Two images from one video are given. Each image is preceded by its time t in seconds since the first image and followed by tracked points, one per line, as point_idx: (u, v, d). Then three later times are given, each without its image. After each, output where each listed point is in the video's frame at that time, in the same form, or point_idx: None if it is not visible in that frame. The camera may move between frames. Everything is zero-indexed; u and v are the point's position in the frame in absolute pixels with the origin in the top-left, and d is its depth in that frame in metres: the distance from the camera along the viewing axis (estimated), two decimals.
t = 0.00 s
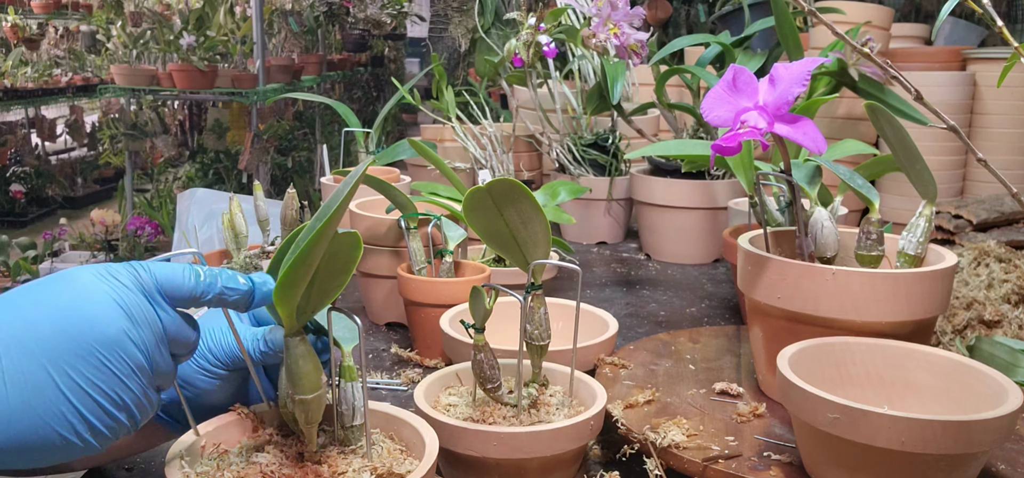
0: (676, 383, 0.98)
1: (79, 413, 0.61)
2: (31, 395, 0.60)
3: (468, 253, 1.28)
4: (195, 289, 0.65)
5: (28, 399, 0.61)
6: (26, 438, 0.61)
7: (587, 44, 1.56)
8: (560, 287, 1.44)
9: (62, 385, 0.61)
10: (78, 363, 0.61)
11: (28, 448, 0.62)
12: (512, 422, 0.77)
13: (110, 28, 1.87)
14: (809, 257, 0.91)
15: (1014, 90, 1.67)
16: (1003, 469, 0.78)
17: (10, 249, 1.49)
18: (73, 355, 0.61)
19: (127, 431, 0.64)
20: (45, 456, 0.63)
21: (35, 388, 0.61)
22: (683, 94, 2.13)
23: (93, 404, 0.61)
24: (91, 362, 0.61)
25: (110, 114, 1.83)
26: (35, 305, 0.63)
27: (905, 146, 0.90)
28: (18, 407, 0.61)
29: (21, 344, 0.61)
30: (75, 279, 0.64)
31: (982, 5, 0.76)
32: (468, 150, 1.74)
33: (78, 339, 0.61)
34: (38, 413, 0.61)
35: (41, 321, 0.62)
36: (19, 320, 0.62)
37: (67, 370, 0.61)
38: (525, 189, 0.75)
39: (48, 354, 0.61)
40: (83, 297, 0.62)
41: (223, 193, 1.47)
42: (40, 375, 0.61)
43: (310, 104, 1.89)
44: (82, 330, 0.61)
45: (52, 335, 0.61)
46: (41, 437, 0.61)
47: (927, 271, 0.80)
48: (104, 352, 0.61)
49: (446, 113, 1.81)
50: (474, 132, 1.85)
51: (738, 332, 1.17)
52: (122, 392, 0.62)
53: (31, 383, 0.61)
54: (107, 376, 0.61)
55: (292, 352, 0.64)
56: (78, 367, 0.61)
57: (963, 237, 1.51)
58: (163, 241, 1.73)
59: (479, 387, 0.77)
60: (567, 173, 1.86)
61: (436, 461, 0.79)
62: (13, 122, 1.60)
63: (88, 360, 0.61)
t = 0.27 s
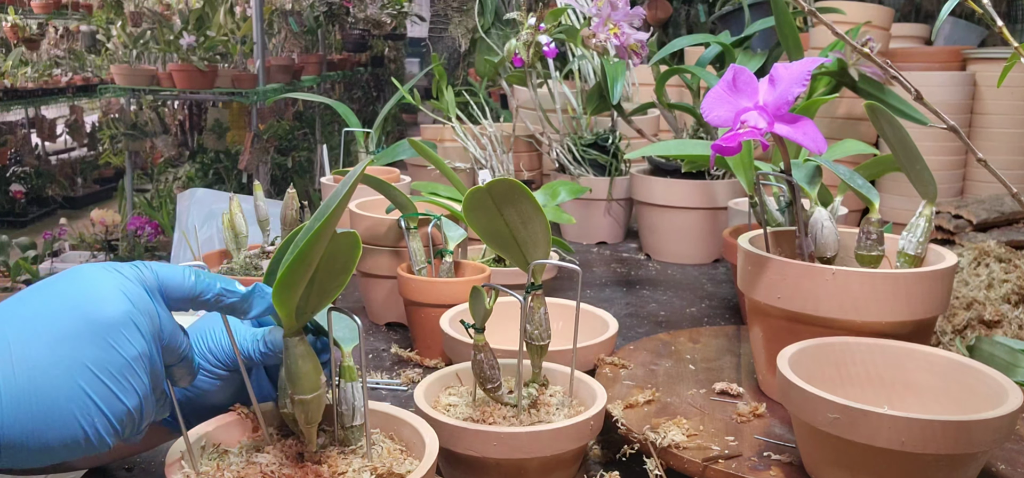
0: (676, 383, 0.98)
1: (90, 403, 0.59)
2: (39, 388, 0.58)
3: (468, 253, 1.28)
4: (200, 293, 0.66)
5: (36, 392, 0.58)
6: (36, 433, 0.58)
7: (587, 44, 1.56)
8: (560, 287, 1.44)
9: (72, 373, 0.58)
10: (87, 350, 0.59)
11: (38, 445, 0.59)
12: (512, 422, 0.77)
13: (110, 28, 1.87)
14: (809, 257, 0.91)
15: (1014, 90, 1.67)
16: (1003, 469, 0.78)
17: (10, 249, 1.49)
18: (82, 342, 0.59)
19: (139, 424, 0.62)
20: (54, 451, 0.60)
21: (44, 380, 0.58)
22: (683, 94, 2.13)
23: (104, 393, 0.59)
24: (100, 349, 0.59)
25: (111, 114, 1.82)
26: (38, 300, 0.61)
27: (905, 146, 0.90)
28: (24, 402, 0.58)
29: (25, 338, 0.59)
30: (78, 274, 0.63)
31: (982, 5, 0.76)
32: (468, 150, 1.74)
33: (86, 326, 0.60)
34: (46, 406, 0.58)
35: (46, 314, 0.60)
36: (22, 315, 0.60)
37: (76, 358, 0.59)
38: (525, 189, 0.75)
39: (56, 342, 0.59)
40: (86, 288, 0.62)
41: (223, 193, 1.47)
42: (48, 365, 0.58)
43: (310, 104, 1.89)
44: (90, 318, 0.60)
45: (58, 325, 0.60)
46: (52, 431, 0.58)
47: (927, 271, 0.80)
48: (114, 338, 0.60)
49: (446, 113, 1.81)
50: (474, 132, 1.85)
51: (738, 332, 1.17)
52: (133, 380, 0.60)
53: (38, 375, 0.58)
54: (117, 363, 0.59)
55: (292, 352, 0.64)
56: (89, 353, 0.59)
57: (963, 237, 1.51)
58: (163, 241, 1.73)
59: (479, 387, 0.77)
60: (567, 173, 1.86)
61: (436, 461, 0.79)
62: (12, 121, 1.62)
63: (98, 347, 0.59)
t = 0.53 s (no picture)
0: (676, 383, 0.98)
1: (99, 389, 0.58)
2: (52, 382, 0.58)
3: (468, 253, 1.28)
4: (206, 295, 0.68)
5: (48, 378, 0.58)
6: (46, 424, 0.58)
7: (587, 44, 1.56)
8: (560, 286, 1.44)
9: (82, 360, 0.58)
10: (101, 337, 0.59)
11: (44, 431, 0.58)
12: (512, 422, 0.77)
13: (110, 28, 1.88)
14: (809, 257, 0.91)
15: (1014, 90, 1.67)
16: (1003, 469, 0.78)
17: (10, 249, 1.49)
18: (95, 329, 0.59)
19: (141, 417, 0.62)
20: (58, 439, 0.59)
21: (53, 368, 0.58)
22: (683, 94, 2.13)
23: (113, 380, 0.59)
24: (112, 344, 0.59)
25: (110, 114, 1.82)
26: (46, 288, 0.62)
27: (905, 146, 0.90)
28: (37, 395, 0.58)
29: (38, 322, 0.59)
30: (86, 270, 0.64)
31: (982, 5, 0.76)
32: (468, 150, 1.74)
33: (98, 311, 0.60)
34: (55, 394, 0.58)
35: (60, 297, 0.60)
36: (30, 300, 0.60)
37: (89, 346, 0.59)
38: (525, 189, 0.75)
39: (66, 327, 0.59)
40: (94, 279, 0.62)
41: (223, 193, 1.47)
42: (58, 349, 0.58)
43: (310, 104, 1.89)
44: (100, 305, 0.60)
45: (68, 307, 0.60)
46: (63, 423, 0.58)
47: (927, 271, 0.80)
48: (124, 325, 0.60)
49: (447, 113, 1.81)
50: (474, 132, 1.85)
51: (738, 332, 1.17)
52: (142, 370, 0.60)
53: (51, 368, 0.58)
54: (129, 354, 0.60)
55: (291, 352, 0.64)
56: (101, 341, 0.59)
57: (963, 237, 1.51)
58: (163, 241, 1.74)
59: (479, 387, 0.77)
60: (567, 173, 1.86)
61: (436, 461, 0.79)
62: (13, 122, 1.60)
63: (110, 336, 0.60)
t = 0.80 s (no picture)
0: (676, 383, 0.98)
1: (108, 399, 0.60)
2: (61, 386, 0.59)
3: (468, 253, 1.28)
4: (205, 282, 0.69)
5: (57, 391, 0.59)
6: (54, 426, 0.59)
7: (587, 44, 1.56)
8: (560, 287, 1.44)
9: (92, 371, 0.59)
10: (110, 351, 0.60)
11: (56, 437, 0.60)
12: (512, 422, 0.77)
13: (110, 28, 1.88)
14: (809, 257, 0.91)
15: (1014, 90, 1.67)
16: (1003, 469, 0.78)
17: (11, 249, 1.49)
18: (105, 340, 0.60)
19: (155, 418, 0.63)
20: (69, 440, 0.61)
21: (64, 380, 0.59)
22: (683, 94, 2.13)
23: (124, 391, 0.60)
24: (125, 348, 0.60)
25: (110, 114, 1.82)
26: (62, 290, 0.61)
27: (905, 146, 0.90)
28: (52, 398, 0.59)
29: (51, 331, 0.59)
30: (96, 268, 0.63)
31: (982, 5, 0.76)
32: (468, 150, 1.74)
33: (109, 325, 0.60)
34: (66, 405, 0.59)
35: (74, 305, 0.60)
36: (44, 306, 0.60)
37: (99, 357, 0.59)
38: (525, 189, 0.75)
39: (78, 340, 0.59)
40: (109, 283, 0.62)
41: (223, 193, 1.48)
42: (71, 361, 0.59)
43: (310, 104, 1.89)
44: (114, 316, 0.60)
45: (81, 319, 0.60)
46: (70, 423, 0.59)
47: (927, 271, 0.80)
48: (136, 337, 0.60)
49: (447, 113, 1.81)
50: (474, 132, 1.85)
51: (738, 332, 1.17)
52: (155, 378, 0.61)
53: (61, 372, 0.59)
54: (140, 363, 0.60)
55: (289, 352, 0.64)
56: (111, 353, 0.60)
57: (963, 237, 1.51)
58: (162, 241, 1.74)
59: (479, 387, 0.77)
60: (567, 173, 1.86)
61: (436, 461, 0.79)
62: (12, 121, 1.60)
63: (121, 347, 0.60)
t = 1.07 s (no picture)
0: (676, 383, 0.98)
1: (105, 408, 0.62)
2: (58, 394, 0.62)
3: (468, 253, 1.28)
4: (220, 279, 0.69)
5: (55, 400, 0.62)
6: (53, 429, 0.63)
7: (587, 44, 1.56)
8: (560, 287, 1.44)
9: (85, 384, 0.62)
10: (102, 363, 0.62)
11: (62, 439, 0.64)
12: (512, 422, 0.77)
13: (110, 28, 1.89)
14: (809, 257, 0.91)
15: (1014, 90, 1.67)
16: (1003, 469, 0.78)
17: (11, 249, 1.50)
18: (97, 353, 0.62)
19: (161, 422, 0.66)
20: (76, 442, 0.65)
21: (59, 390, 0.62)
22: (683, 94, 2.13)
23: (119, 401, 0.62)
24: (118, 360, 0.62)
25: (110, 114, 1.82)
26: (57, 301, 0.63)
27: (905, 146, 0.90)
28: (50, 403, 0.62)
29: (45, 341, 0.62)
30: (99, 275, 0.65)
31: (982, 5, 0.76)
32: (468, 150, 1.74)
33: (101, 339, 0.62)
34: (64, 414, 0.62)
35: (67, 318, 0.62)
36: (44, 315, 0.63)
37: (92, 369, 0.62)
38: (525, 189, 0.75)
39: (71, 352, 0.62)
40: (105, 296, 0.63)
41: (223, 193, 1.48)
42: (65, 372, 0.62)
43: (310, 104, 1.90)
44: (106, 331, 0.62)
45: (73, 332, 0.62)
46: (68, 427, 0.63)
47: (927, 271, 0.80)
48: (128, 351, 0.62)
49: (446, 113, 1.81)
50: (474, 132, 1.85)
51: (738, 332, 1.17)
52: (148, 390, 0.63)
53: (59, 379, 0.62)
54: (132, 376, 0.62)
55: (288, 352, 0.64)
56: (103, 366, 0.62)
57: (963, 237, 1.51)
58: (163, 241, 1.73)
59: (479, 387, 0.77)
60: (567, 173, 1.86)
61: (437, 461, 0.79)
62: (12, 121, 1.61)
63: (113, 361, 0.62)
